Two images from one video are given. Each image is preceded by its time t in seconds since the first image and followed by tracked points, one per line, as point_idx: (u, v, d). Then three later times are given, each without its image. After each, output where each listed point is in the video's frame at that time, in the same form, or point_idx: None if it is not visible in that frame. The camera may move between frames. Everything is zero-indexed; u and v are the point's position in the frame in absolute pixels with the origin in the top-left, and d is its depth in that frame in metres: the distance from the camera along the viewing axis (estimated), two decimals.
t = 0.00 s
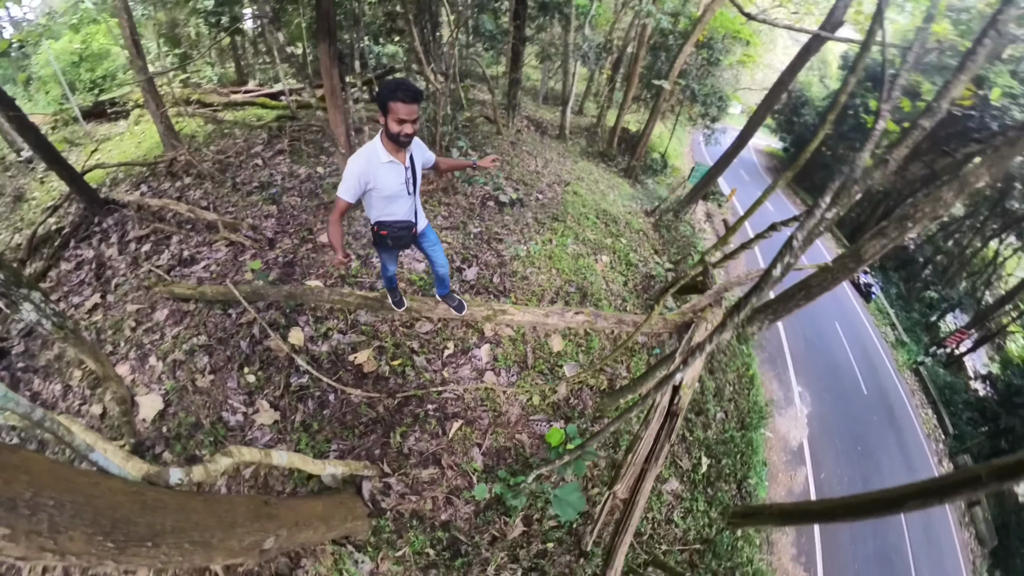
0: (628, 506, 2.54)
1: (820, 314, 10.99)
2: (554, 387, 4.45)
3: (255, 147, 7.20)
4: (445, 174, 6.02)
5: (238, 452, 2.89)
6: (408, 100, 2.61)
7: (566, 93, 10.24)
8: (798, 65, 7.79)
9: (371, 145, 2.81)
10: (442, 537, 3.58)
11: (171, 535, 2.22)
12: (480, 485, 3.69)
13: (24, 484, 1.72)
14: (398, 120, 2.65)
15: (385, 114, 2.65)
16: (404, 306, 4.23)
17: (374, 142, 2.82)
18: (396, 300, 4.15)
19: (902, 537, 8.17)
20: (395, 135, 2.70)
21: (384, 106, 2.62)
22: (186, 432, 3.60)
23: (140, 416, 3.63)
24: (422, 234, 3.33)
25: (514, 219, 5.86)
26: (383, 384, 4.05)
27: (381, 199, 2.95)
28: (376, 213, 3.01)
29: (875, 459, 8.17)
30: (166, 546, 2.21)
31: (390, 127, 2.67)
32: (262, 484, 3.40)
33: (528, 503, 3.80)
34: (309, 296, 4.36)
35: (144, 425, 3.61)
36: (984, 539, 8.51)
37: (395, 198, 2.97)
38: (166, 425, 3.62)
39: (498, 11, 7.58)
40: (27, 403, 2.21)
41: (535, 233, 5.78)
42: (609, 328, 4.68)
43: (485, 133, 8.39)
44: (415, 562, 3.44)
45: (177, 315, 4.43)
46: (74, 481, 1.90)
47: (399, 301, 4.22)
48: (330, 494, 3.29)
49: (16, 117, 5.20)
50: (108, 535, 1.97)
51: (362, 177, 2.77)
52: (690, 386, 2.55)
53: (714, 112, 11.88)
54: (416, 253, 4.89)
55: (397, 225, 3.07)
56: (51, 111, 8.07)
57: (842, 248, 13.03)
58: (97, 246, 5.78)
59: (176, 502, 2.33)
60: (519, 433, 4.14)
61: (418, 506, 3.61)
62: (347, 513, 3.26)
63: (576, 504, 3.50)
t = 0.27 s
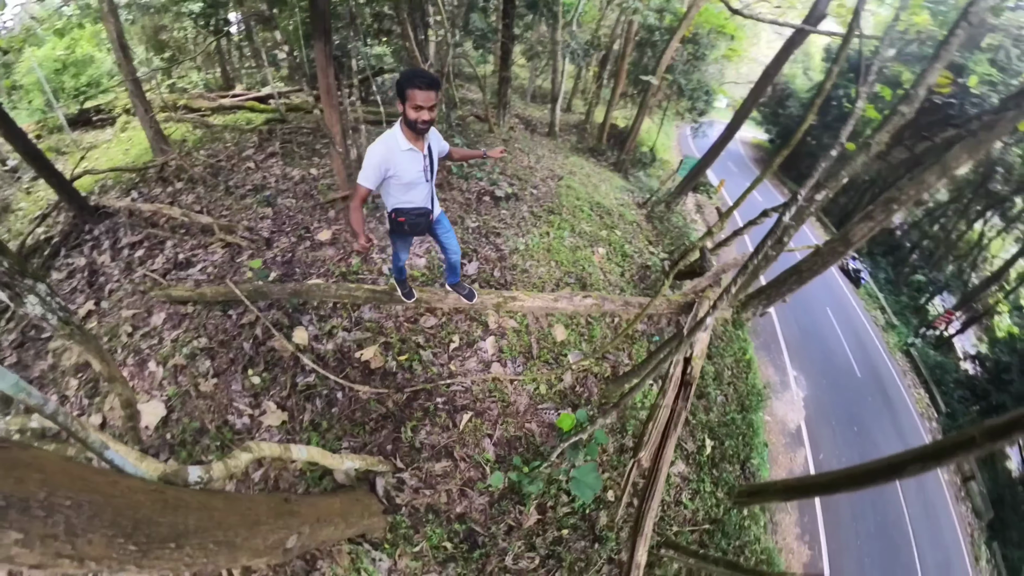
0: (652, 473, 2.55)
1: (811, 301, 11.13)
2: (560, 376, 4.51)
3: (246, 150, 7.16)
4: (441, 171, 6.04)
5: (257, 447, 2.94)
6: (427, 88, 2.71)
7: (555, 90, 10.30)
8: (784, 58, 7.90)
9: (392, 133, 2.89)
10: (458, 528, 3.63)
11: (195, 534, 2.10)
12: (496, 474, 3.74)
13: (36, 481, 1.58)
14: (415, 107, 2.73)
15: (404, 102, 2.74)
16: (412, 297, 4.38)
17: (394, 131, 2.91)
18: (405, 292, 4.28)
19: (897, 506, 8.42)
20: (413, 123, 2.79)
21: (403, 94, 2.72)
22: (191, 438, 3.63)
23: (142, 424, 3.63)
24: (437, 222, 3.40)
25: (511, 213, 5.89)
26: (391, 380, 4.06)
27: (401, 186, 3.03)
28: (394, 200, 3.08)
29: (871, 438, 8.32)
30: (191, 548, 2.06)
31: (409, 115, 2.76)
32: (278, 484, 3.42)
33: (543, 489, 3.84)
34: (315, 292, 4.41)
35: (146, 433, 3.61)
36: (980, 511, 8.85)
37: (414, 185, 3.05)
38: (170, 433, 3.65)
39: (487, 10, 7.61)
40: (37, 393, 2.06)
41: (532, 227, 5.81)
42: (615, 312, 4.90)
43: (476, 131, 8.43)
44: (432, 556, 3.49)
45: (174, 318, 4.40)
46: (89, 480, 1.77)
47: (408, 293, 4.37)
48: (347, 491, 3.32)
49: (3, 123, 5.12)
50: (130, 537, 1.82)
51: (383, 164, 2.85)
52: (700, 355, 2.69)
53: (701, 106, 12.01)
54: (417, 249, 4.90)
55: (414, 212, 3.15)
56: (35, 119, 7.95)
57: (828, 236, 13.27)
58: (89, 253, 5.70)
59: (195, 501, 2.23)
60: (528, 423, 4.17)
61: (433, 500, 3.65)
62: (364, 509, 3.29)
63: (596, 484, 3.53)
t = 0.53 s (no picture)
0: (668, 447, 2.57)
1: (802, 288, 11.26)
2: (562, 368, 4.54)
3: (235, 154, 7.11)
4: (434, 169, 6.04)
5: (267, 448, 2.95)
6: (435, 76, 2.75)
7: (543, 87, 10.35)
8: (769, 50, 7.98)
9: (399, 122, 2.91)
10: (471, 522, 3.64)
11: (210, 538, 2.07)
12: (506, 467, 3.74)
13: (40, 486, 1.53)
14: (424, 95, 2.76)
15: (412, 90, 2.77)
16: (418, 292, 4.25)
17: (401, 120, 2.93)
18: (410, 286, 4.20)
19: (896, 483, 8.54)
20: (422, 111, 2.82)
21: (411, 82, 2.75)
22: (192, 446, 3.67)
23: (141, 434, 3.68)
24: (444, 211, 3.41)
25: (506, 209, 5.91)
26: (394, 377, 4.06)
27: (408, 175, 3.04)
28: (402, 189, 3.10)
29: (867, 420, 8.43)
30: (205, 553, 2.01)
31: (417, 103, 2.79)
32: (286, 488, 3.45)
33: (553, 479, 3.88)
34: (313, 290, 4.34)
35: (146, 442, 3.67)
36: (976, 487, 9.00)
37: (421, 174, 3.07)
38: (170, 441, 3.70)
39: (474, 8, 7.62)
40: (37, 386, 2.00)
41: (527, 222, 5.84)
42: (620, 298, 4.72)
43: (466, 130, 8.44)
44: (445, 553, 3.52)
45: (168, 323, 4.36)
46: (96, 485, 1.71)
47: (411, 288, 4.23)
48: (357, 491, 3.33)
49: None
50: (141, 544, 1.75)
51: (390, 153, 2.87)
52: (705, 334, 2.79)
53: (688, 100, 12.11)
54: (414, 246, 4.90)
55: (421, 201, 3.16)
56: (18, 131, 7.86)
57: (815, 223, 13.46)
58: (78, 261, 5.63)
59: (206, 505, 2.18)
60: (533, 415, 4.20)
61: (444, 496, 3.65)
62: (375, 508, 3.31)
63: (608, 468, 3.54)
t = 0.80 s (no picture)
0: (669, 438, 2.54)
1: (792, 277, 11.34)
2: (557, 364, 4.52)
3: (220, 161, 7.02)
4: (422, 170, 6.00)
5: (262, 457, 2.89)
6: (427, 75, 2.72)
7: (529, 84, 10.33)
8: (753, 42, 8.00)
9: (384, 120, 2.87)
10: (473, 524, 3.60)
11: (204, 553, 2.02)
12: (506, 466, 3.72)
13: (22, 505, 1.48)
14: (416, 96, 2.74)
15: (405, 91, 2.73)
16: (409, 293, 4.15)
17: (387, 117, 2.89)
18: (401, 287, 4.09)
19: (893, 466, 8.61)
20: (414, 111, 2.79)
21: (403, 83, 2.71)
22: (186, 458, 3.61)
23: (133, 448, 3.60)
24: (433, 209, 3.36)
25: (495, 208, 5.88)
26: (389, 381, 4.01)
27: (396, 172, 3.00)
28: (390, 187, 3.06)
29: (861, 405, 8.50)
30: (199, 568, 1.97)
31: (409, 101, 2.76)
32: (284, 497, 3.40)
33: (554, 476, 3.88)
34: (302, 295, 4.23)
35: (139, 458, 3.60)
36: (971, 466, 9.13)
37: (409, 171, 3.03)
38: (163, 455, 3.63)
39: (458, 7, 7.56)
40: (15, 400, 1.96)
41: (517, 220, 5.81)
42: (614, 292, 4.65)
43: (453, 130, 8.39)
44: (448, 557, 3.47)
45: (157, 334, 4.28)
46: (83, 503, 1.66)
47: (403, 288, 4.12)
48: (356, 498, 3.29)
49: None
50: (131, 563, 1.71)
51: (377, 151, 2.83)
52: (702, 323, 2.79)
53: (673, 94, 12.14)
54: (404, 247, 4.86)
55: (410, 198, 3.11)
56: None
57: (803, 213, 13.56)
58: (62, 275, 5.52)
59: (199, 518, 2.13)
60: (531, 413, 4.18)
61: (444, 498, 3.61)
62: (375, 514, 3.26)
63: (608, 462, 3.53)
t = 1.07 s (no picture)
0: (657, 432, 2.56)
1: (781, 266, 11.43)
2: (547, 363, 4.54)
3: (204, 169, 6.97)
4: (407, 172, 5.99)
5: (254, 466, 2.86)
6: (411, 84, 2.70)
7: (514, 83, 10.32)
8: (735, 36, 8.05)
9: (364, 124, 2.87)
10: (469, 524, 3.60)
11: (197, 561, 2.01)
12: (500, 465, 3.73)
13: (16, 516, 1.47)
14: (400, 104, 2.74)
15: (388, 99, 2.73)
16: (394, 297, 4.07)
17: (367, 122, 2.89)
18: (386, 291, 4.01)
19: (886, 450, 8.70)
20: (398, 118, 2.79)
21: (387, 92, 2.70)
22: (179, 471, 3.59)
23: (126, 463, 3.58)
24: (416, 213, 3.36)
25: (482, 208, 5.88)
26: (380, 385, 4.01)
27: (377, 176, 3.00)
28: (371, 192, 3.06)
29: (853, 391, 8.58)
30: None
31: (393, 108, 2.76)
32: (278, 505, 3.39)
33: (547, 474, 3.90)
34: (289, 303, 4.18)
35: (132, 472, 3.58)
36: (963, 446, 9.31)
37: (390, 174, 3.02)
38: (157, 469, 3.61)
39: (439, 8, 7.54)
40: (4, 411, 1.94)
41: (504, 219, 5.82)
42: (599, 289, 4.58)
43: (439, 131, 8.37)
44: (445, 558, 3.46)
45: (146, 347, 4.25)
46: (77, 514, 1.65)
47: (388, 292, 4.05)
48: (350, 503, 3.28)
49: None
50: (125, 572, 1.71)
51: (357, 155, 2.83)
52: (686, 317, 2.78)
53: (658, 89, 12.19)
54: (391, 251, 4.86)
55: (391, 203, 3.11)
56: None
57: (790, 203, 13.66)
58: (49, 291, 5.47)
59: (194, 526, 2.12)
60: (523, 411, 4.19)
61: (439, 500, 3.61)
62: (369, 519, 3.25)
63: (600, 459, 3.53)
